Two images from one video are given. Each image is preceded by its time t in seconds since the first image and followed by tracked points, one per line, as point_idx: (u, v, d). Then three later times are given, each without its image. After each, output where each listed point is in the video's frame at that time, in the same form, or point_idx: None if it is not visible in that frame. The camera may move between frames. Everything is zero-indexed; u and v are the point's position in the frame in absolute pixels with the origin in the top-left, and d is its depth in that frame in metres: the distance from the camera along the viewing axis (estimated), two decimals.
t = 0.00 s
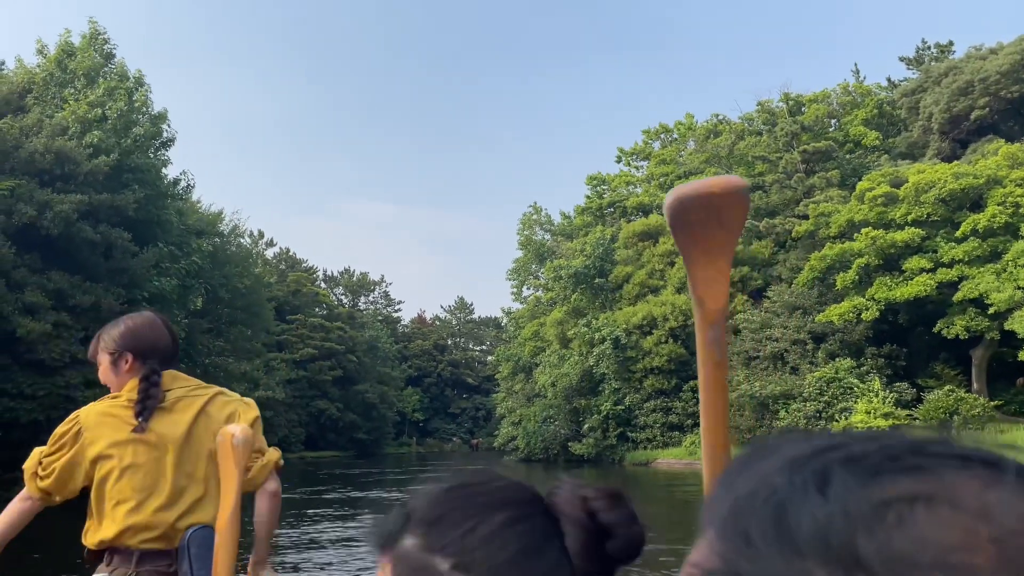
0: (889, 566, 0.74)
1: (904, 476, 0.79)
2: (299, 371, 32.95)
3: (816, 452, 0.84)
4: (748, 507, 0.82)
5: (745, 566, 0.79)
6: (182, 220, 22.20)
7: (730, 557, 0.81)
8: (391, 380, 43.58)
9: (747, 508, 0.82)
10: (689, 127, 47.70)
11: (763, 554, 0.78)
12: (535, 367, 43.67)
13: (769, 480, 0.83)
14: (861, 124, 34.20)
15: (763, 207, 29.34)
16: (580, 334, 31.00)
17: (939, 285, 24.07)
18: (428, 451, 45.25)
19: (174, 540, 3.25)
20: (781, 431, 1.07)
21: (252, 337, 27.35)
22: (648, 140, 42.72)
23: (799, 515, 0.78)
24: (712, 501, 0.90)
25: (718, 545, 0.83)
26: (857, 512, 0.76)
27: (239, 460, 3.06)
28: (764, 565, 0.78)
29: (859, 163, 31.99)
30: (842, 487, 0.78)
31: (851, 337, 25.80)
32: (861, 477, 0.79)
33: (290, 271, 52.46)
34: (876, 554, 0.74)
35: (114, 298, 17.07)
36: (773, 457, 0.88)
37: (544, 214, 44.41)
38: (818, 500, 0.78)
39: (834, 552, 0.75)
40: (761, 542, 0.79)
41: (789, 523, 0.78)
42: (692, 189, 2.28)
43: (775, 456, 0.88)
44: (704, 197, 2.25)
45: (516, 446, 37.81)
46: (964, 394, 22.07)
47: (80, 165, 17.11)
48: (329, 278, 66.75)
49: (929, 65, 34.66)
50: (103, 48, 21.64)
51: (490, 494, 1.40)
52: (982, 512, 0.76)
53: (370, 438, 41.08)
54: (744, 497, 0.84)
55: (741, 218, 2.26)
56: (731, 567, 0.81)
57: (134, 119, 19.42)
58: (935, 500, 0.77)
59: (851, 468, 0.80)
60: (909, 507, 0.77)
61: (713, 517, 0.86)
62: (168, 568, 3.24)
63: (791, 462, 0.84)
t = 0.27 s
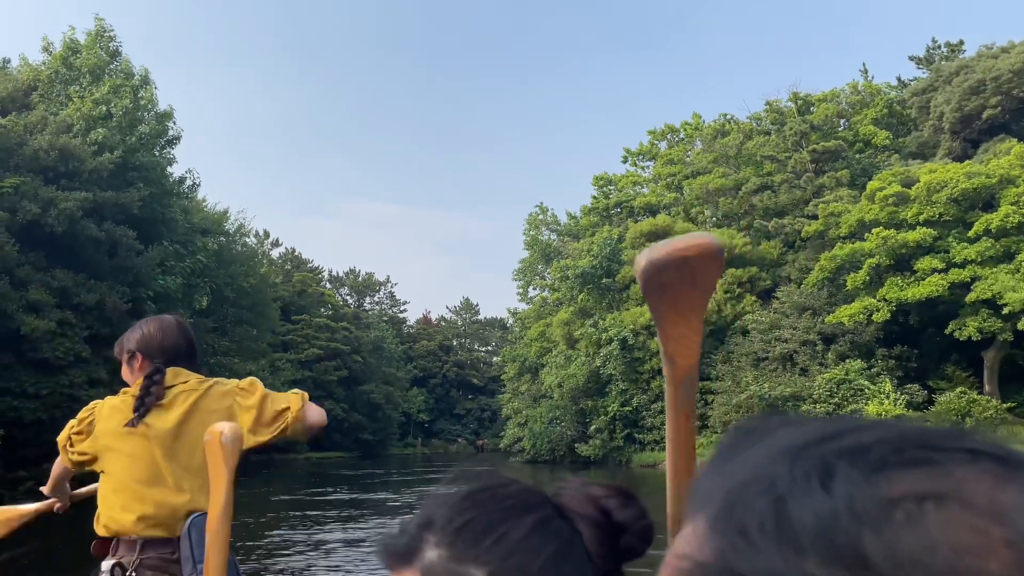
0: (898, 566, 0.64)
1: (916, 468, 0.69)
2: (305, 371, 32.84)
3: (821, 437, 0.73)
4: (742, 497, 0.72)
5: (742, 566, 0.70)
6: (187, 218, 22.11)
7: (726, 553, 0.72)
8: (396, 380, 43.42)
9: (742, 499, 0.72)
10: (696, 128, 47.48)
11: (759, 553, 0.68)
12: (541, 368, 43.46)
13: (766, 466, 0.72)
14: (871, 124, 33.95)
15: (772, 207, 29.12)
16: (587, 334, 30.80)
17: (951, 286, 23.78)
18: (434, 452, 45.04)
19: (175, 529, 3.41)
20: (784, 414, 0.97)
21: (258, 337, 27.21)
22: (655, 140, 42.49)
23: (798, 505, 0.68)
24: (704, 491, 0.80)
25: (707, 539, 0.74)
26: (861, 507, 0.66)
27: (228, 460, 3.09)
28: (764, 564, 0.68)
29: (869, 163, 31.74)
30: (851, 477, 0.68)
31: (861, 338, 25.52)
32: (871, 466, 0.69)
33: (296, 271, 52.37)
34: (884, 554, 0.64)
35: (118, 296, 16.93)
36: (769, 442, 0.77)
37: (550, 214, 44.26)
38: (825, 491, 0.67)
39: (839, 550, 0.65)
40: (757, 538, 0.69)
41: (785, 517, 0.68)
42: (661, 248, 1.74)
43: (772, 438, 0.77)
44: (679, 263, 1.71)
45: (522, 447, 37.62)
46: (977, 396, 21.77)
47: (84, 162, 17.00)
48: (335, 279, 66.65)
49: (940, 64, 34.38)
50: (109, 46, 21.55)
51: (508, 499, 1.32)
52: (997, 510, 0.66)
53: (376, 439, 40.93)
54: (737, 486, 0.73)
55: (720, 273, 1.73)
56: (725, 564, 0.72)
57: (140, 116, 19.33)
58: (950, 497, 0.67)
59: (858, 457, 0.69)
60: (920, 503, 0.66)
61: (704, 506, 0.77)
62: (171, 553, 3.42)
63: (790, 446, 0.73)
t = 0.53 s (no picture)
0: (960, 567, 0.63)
1: (973, 471, 0.69)
2: (311, 372, 32.70)
3: (876, 434, 0.73)
4: (796, 494, 0.72)
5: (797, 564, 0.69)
6: (193, 218, 21.98)
7: (780, 554, 0.71)
8: (403, 381, 43.25)
9: (796, 496, 0.72)
10: (703, 127, 47.24)
11: (816, 552, 0.68)
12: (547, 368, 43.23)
13: (819, 464, 0.72)
14: (881, 123, 33.65)
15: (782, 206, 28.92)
16: (594, 335, 30.55)
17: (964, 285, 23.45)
18: (440, 453, 44.87)
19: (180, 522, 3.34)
20: (826, 408, 0.98)
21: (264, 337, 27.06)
22: (662, 140, 42.29)
23: (860, 503, 0.67)
24: (747, 489, 0.80)
25: (759, 535, 0.74)
26: (923, 507, 0.66)
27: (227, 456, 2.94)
28: (821, 562, 0.67)
29: (879, 162, 31.45)
30: (917, 475, 0.68)
31: (873, 339, 25.21)
32: (931, 464, 0.68)
33: (302, 272, 52.28)
34: (948, 556, 0.64)
35: (123, 296, 16.79)
36: (817, 438, 0.77)
37: (557, 215, 44.06)
38: (895, 490, 0.67)
39: (899, 553, 0.65)
40: (815, 538, 0.68)
41: (846, 517, 0.68)
42: (628, 239, 1.67)
43: (822, 435, 0.77)
44: (649, 251, 1.64)
45: (529, 448, 37.41)
46: (991, 397, 21.44)
47: (89, 160, 16.88)
48: (341, 280, 66.62)
49: (951, 62, 34.05)
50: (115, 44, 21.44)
51: (501, 501, 1.20)
52: None
53: (382, 440, 40.77)
54: (790, 482, 0.73)
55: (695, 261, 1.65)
56: (776, 562, 0.71)
57: (146, 115, 19.21)
58: (1004, 499, 0.67)
59: (913, 451, 0.70)
60: (979, 505, 0.66)
61: (756, 501, 0.76)
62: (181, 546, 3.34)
63: (846, 443, 0.73)
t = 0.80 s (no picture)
0: None
1: None
2: (319, 373, 32.58)
3: (956, 455, 0.76)
4: (872, 507, 0.74)
5: None
6: (200, 218, 21.88)
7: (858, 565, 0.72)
8: (411, 382, 43.08)
9: (877, 511, 0.74)
10: (713, 125, 46.91)
11: (887, 570, 0.71)
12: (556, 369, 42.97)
13: (906, 483, 0.74)
14: (893, 119, 33.27)
15: (794, 204, 28.61)
16: (604, 335, 30.27)
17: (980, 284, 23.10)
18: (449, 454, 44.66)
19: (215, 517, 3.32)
20: (894, 424, 1.00)
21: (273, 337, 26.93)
22: (671, 139, 42.00)
23: (946, 516, 0.70)
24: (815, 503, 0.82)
25: (829, 546, 0.76)
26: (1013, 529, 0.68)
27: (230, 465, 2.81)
28: None
29: (892, 160, 31.08)
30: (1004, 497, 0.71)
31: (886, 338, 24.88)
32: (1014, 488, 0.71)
33: (310, 273, 52.16)
34: None
35: (130, 296, 16.68)
36: (896, 455, 0.79)
37: (565, 214, 43.82)
38: (990, 509, 0.69)
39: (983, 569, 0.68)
40: (898, 551, 0.70)
41: (922, 538, 0.70)
42: (633, 228, 1.59)
43: (896, 452, 0.80)
44: (660, 238, 1.56)
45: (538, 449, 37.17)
46: (1008, 397, 21.08)
47: (95, 160, 16.79)
48: (349, 281, 66.50)
49: (964, 58, 33.64)
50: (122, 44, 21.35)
51: (480, 515, 1.21)
52: None
53: (391, 441, 40.61)
54: (863, 493, 0.76)
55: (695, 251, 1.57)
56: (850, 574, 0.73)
57: (153, 114, 19.10)
58: None
59: (999, 473, 0.73)
60: None
61: (825, 514, 0.78)
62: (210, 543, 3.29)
63: (930, 463, 0.75)
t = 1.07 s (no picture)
0: None
1: None
2: (327, 374, 32.53)
3: (1013, 472, 0.78)
4: (936, 517, 0.76)
5: None
6: (207, 218, 21.82)
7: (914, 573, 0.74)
8: (419, 383, 42.98)
9: (945, 523, 0.75)
10: (721, 124, 46.69)
11: None
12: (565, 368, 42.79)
13: (973, 496, 0.76)
14: (904, 116, 32.99)
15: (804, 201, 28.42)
16: (613, 334, 30.10)
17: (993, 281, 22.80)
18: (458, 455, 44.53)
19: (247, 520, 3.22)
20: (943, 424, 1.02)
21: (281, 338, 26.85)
22: (679, 137, 41.80)
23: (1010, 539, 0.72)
24: (871, 500, 0.84)
25: (876, 549, 0.79)
26: None
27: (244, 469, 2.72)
28: None
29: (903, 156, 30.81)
30: None
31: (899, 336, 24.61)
32: None
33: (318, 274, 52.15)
34: None
35: (137, 297, 16.61)
36: (959, 467, 0.80)
37: (573, 213, 43.65)
38: None
39: None
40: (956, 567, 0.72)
41: (968, 549, 0.73)
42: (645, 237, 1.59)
43: (961, 464, 0.81)
44: (670, 249, 1.55)
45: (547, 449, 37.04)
46: None
47: (102, 160, 16.74)
48: (357, 282, 66.47)
49: (975, 54, 33.33)
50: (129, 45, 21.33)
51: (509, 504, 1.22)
52: None
53: (399, 441, 40.54)
54: (921, 503, 0.78)
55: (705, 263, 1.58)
56: None
57: (160, 115, 19.04)
58: None
59: None
60: None
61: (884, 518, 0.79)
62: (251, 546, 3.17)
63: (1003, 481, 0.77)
